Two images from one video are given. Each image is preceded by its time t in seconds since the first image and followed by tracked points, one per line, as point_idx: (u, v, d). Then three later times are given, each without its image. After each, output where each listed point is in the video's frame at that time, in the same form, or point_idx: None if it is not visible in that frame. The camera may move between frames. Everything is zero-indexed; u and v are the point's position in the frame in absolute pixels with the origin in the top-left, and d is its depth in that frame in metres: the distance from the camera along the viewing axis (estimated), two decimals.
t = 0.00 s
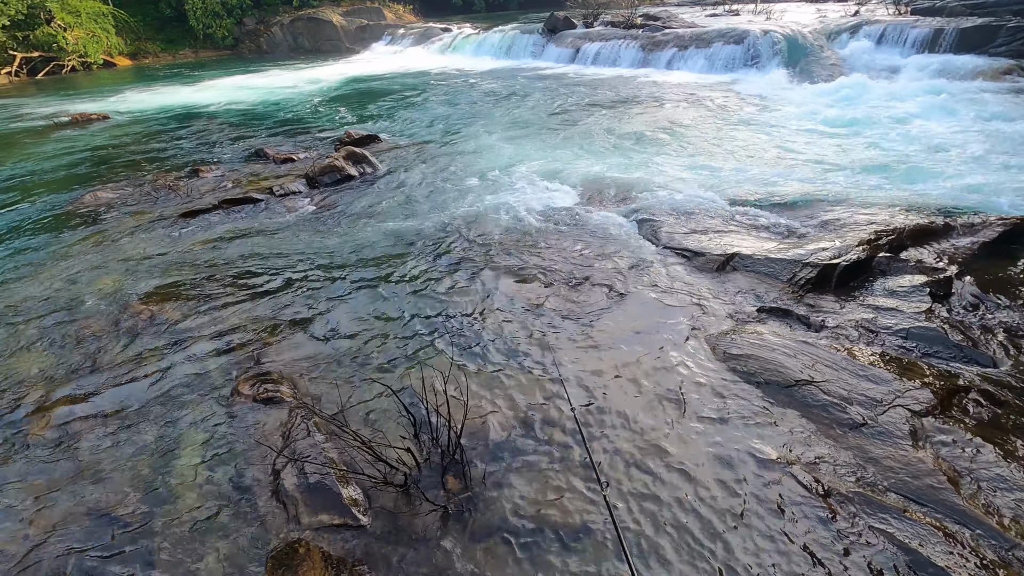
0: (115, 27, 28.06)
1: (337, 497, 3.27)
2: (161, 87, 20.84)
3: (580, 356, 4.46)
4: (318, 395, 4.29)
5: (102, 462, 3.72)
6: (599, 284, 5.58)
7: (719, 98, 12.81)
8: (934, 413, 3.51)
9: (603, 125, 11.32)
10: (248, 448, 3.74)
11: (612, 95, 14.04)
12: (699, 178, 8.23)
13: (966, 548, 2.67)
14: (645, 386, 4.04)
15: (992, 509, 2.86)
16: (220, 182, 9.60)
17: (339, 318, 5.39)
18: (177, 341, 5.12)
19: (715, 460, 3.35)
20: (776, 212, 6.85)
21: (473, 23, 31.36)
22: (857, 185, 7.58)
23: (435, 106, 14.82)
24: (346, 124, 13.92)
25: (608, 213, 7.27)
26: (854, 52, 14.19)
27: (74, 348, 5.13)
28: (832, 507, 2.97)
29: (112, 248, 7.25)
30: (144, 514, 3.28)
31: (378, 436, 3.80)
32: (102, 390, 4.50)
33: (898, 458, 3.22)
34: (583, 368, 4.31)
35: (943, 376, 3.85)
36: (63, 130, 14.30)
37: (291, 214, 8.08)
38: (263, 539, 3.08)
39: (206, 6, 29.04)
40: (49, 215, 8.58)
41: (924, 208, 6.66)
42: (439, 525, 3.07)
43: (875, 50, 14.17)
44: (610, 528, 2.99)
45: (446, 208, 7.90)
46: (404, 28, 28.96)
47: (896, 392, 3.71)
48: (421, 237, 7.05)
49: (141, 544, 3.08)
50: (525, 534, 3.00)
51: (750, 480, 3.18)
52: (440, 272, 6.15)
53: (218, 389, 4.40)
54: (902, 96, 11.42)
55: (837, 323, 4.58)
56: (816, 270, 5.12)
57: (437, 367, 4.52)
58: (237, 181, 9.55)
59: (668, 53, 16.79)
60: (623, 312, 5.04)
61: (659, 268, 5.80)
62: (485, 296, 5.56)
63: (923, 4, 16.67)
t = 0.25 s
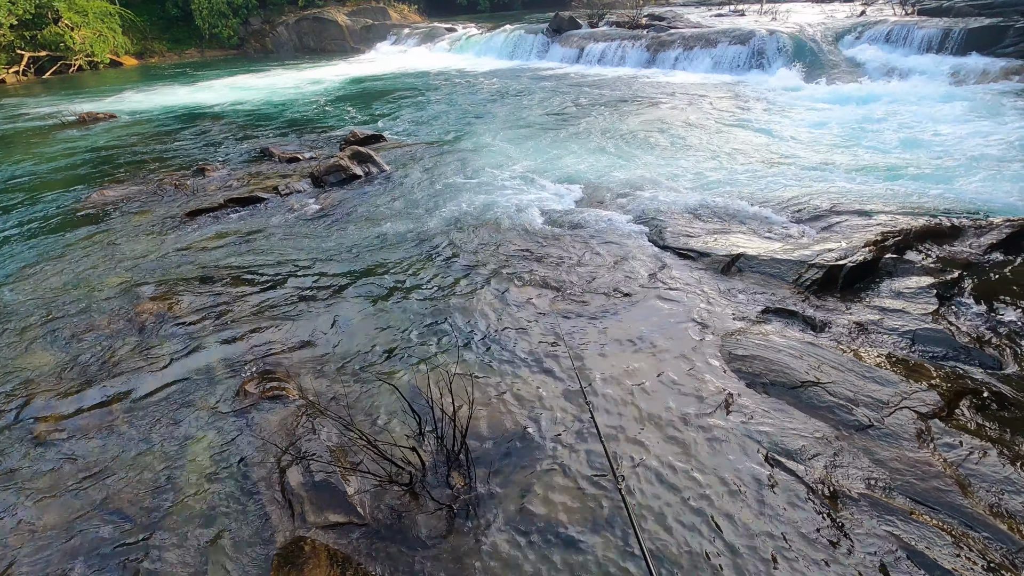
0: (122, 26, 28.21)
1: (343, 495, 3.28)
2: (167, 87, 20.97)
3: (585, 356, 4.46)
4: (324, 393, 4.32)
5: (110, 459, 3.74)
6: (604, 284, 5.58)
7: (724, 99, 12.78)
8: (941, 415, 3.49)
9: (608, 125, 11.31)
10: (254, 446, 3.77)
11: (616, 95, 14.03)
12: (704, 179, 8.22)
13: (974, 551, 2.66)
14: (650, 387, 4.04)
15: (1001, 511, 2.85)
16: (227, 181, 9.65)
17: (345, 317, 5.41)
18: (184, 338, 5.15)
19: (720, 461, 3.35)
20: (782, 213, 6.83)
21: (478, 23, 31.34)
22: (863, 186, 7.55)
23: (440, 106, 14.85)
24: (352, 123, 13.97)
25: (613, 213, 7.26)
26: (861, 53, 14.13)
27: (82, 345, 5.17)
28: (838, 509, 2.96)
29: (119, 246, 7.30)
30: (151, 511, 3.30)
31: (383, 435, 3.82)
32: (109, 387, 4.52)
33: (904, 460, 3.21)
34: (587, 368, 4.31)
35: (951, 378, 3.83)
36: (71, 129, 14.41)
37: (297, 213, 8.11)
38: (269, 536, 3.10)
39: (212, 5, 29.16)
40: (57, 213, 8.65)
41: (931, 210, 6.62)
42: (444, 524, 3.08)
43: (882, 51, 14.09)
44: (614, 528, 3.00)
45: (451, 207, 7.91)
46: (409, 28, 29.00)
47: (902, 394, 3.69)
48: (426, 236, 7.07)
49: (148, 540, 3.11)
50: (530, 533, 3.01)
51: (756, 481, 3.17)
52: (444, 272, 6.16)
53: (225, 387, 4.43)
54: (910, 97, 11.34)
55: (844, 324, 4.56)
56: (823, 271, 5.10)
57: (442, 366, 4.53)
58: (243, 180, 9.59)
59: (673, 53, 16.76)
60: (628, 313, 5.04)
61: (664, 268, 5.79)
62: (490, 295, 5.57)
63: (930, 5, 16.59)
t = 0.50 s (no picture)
0: (127, 26, 28.34)
1: (346, 494, 3.29)
2: (172, 86, 21.05)
3: (588, 356, 4.47)
4: (327, 392, 4.33)
5: (114, 456, 3.76)
6: (607, 284, 5.58)
7: (729, 99, 12.76)
8: (946, 417, 3.48)
9: (612, 125, 11.30)
10: (258, 444, 3.78)
11: (620, 95, 14.02)
12: (708, 179, 8.20)
13: (979, 553, 2.65)
14: (653, 387, 4.03)
15: (1006, 513, 2.83)
16: (231, 180, 9.68)
17: (348, 316, 5.41)
18: (188, 337, 5.17)
19: (724, 461, 3.34)
20: (786, 214, 6.82)
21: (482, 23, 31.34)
22: (868, 187, 7.52)
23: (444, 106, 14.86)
24: (355, 123, 14.00)
25: (617, 214, 7.25)
26: (865, 54, 14.09)
27: (87, 343, 5.19)
28: (842, 510, 2.96)
29: (124, 245, 7.34)
30: (155, 509, 3.31)
31: (386, 434, 3.83)
32: (114, 385, 4.55)
33: (909, 462, 3.20)
34: (591, 368, 4.31)
35: (956, 379, 3.81)
36: (76, 128, 14.49)
37: (300, 212, 8.13)
38: (273, 534, 3.11)
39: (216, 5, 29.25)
40: (63, 212, 8.69)
41: (937, 211, 6.59)
42: (447, 523, 3.09)
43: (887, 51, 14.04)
44: (617, 528, 3.00)
45: (455, 207, 7.92)
46: (413, 28, 29.04)
47: (907, 395, 3.68)
48: (430, 236, 7.07)
49: (152, 538, 3.12)
50: (533, 533, 3.01)
51: (759, 482, 3.17)
52: (448, 271, 6.17)
53: (229, 385, 4.44)
54: (916, 98, 11.29)
55: (848, 325, 4.55)
56: (827, 271, 5.09)
57: (446, 366, 4.53)
58: (247, 180, 9.63)
59: (677, 53, 16.74)
60: (631, 313, 5.04)
61: (667, 269, 5.78)
62: (494, 295, 5.57)
63: (936, 5, 16.53)
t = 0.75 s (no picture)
0: (131, 26, 28.44)
1: (348, 493, 3.29)
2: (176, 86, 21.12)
3: (590, 356, 4.46)
4: (329, 392, 4.33)
5: (117, 455, 3.77)
6: (609, 285, 5.57)
7: (731, 99, 12.74)
8: (949, 419, 3.47)
9: (614, 126, 11.30)
10: (260, 444, 3.79)
11: (623, 95, 14.01)
12: (710, 179, 8.19)
13: (982, 555, 2.64)
14: (656, 388, 4.03)
15: (1009, 515, 2.82)
16: (234, 180, 9.70)
17: (350, 316, 5.42)
18: (191, 336, 5.19)
19: (725, 462, 3.34)
20: (789, 214, 6.81)
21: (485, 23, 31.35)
22: (871, 188, 7.50)
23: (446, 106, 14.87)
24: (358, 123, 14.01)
25: (619, 214, 7.25)
26: (869, 54, 14.05)
27: (90, 342, 5.21)
28: (844, 511, 2.95)
29: (127, 244, 7.37)
30: (158, 508, 3.32)
31: (388, 433, 3.84)
32: (117, 384, 4.56)
33: (911, 463, 3.19)
34: (593, 369, 4.31)
35: (959, 381, 3.80)
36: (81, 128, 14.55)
37: (303, 212, 8.14)
38: (274, 534, 3.11)
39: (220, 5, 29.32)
40: (66, 211, 8.72)
41: (940, 212, 6.57)
42: (448, 523, 3.09)
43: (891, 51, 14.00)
44: (618, 529, 3.00)
45: (457, 207, 7.93)
46: (416, 28, 29.08)
47: (910, 397, 3.67)
48: (432, 236, 7.08)
49: (154, 537, 3.13)
50: (534, 533, 3.01)
51: (761, 484, 3.16)
52: (450, 271, 6.17)
53: (231, 385, 4.45)
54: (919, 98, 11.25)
55: (851, 326, 4.54)
56: (830, 272, 5.08)
57: (448, 366, 4.54)
58: (249, 179, 9.66)
59: (679, 53, 16.72)
60: (633, 313, 5.03)
61: (669, 269, 5.78)
62: (495, 295, 5.57)
63: (940, 5, 16.48)
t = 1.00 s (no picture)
0: (134, 26, 28.50)
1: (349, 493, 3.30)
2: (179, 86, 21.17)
3: (592, 357, 4.46)
4: (331, 391, 4.34)
5: (119, 455, 3.78)
6: (611, 285, 5.57)
7: (733, 99, 12.72)
8: (952, 420, 3.46)
9: (616, 126, 11.29)
10: (262, 443, 3.79)
11: (625, 95, 14.00)
12: (713, 180, 8.17)
13: (984, 557, 2.63)
14: (657, 388, 4.03)
15: (1012, 517, 2.81)
16: (236, 180, 9.71)
17: (352, 316, 5.42)
18: (193, 336, 5.19)
19: (727, 464, 3.33)
20: (791, 214, 6.79)
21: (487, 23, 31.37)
22: (873, 188, 7.48)
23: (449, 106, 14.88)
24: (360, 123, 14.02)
25: (621, 214, 7.24)
26: (872, 54, 14.03)
27: (93, 342, 5.22)
28: (846, 513, 2.94)
29: (130, 243, 7.38)
30: (160, 507, 3.33)
31: (390, 433, 3.84)
32: (119, 383, 4.57)
33: (914, 465, 3.18)
34: (594, 369, 4.30)
35: (962, 382, 3.79)
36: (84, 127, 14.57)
37: (305, 212, 8.15)
38: (276, 533, 3.12)
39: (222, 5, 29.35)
40: (69, 211, 8.74)
41: (943, 213, 6.55)
42: (449, 523, 3.09)
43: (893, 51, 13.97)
44: (619, 530, 2.99)
45: (459, 207, 7.92)
46: (418, 28, 29.10)
47: (913, 398, 3.66)
48: (434, 236, 7.08)
49: (156, 536, 3.14)
50: (535, 534, 3.01)
51: (763, 485, 3.15)
52: (451, 271, 6.17)
53: (233, 385, 4.46)
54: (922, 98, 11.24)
55: (853, 327, 4.52)
56: (832, 273, 5.07)
57: (449, 366, 4.54)
58: (252, 179, 9.67)
59: (682, 53, 16.70)
60: (635, 314, 5.02)
61: (671, 269, 5.77)
62: (497, 295, 5.57)
63: (943, 5, 16.45)
